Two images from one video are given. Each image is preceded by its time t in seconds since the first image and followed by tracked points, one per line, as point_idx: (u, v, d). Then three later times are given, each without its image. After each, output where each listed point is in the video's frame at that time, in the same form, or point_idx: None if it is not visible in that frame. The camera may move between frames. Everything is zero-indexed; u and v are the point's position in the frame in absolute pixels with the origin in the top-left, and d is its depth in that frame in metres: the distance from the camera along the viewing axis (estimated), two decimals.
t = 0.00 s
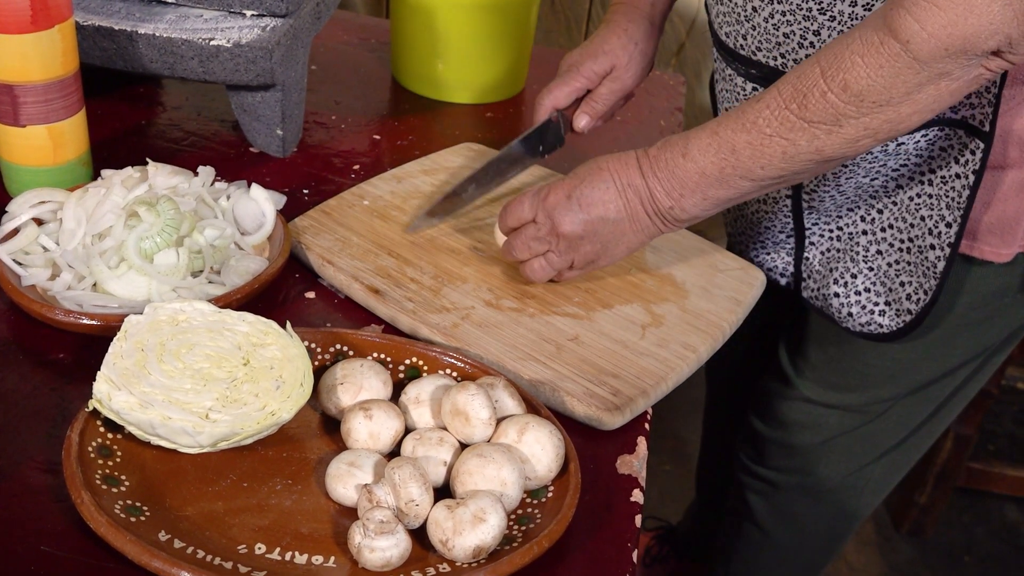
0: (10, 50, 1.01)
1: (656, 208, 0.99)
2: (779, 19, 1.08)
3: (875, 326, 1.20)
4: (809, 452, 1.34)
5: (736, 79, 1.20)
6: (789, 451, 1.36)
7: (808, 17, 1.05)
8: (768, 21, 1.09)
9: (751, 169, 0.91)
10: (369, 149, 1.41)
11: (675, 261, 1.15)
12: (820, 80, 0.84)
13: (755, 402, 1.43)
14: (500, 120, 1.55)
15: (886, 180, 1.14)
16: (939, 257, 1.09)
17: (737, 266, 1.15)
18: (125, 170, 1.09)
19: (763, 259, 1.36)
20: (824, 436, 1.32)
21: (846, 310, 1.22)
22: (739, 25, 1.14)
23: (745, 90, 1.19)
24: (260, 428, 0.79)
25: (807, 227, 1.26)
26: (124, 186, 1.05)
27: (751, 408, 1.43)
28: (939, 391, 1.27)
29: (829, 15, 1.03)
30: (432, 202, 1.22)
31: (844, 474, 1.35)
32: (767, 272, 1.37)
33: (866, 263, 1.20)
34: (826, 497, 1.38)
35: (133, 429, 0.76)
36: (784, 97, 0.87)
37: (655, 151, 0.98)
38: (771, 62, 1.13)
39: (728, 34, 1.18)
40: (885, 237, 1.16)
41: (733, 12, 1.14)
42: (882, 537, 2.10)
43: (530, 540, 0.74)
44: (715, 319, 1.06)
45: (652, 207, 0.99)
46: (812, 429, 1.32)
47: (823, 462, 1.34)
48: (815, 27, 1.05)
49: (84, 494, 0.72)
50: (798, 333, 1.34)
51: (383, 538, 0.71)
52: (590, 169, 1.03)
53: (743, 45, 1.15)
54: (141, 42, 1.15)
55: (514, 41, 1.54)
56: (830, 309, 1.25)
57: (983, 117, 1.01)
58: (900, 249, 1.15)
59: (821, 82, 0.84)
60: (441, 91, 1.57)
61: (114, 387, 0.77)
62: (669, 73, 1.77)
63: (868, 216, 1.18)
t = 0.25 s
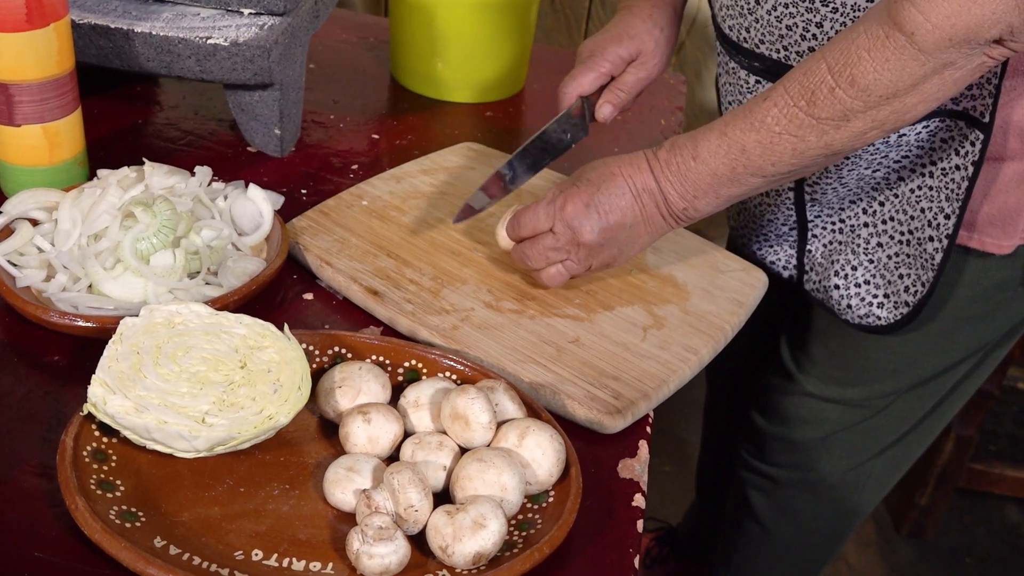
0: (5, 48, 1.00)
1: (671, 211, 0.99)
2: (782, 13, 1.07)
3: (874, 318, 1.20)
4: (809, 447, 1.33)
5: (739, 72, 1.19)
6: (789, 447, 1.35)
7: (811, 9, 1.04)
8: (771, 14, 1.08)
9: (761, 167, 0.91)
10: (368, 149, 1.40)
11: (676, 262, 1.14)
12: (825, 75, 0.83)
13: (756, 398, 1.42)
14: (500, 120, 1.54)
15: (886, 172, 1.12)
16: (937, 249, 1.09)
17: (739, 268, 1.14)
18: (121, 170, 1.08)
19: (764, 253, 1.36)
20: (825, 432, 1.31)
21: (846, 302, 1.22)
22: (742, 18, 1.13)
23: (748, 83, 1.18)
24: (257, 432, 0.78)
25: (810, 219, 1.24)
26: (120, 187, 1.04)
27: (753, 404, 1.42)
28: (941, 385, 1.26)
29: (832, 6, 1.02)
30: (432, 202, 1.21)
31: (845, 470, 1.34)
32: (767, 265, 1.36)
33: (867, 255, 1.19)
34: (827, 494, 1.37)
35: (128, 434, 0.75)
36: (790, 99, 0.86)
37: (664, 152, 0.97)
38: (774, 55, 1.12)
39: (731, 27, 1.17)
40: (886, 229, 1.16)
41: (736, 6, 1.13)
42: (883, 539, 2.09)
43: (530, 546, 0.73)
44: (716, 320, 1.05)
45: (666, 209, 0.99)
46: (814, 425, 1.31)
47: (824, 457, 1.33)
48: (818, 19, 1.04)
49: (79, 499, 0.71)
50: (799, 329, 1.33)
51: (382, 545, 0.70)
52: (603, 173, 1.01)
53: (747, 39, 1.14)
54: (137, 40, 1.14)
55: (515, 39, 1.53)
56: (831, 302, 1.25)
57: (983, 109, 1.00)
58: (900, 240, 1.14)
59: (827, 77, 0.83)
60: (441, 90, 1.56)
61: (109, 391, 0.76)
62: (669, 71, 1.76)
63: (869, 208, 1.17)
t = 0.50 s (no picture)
0: None
1: (678, 208, 0.97)
2: (789, 6, 1.05)
3: (882, 312, 1.19)
4: (813, 444, 1.32)
5: (745, 66, 1.17)
6: (792, 444, 1.33)
7: (819, 2, 1.02)
8: (778, 8, 1.07)
9: (771, 159, 0.89)
10: (364, 148, 1.38)
11: (675, 264, 1.12)
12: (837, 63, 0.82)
13: (760, 394, 1.40)
14: (497, 118, 1.52)
15: (893, 165, 1.11)
16: (946, 242, 1.07)
17: (739, 269, 1.13)
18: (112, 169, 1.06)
19: (768, 248, 1.35)
20: (829, 429, 1.29)
21: (853, 297, 1.21)
22: (749, 12, 1.12)
23: (755, 77, 1.16)
24: (248, 439, 0.77)
25: (814, 214, 1.24)
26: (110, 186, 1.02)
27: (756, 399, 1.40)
28: (947, 381, 1.24)
29: None
30: (428, 202, 1.19)
31: (849, 467, 1.32)
32: (771, 262, 1.36)
33: (874, 250, 1.18)
34: (831, 491, 1.35)
35: (117, 440, 0.74)
36: (800, 88, 0.85)
37: (671, 147, 0.95)
38: (781, 49, 1.10)
39: (737, 22, 1.15)
40: (893, 224, 1.15)
41: None
42: (882, 540, 2.08)
43: (527, 555, 0.72)
44: (716, 323, 1.04)
45: (673, 207, 0.97)
46: (817, 421, 1.29)
47: (827, 454, 1.32)
48: (827, 12, 1.02)
49: (65, 507, 0.69)
50: (802, 325, 1.31)
51: (376, 554, 0.69)
52: (607, 172, 0.99)
53: (753, 33, 1.13)
54: (129, 38, 1.12)
55: (513, 36, 1.51)
56: (837, 297, 1.23)
57: (993, 100, 0.99)
58: (908, 235, 1.13)
59: (838, 65, 0.82)
60: (438, 89, 1.54)
61: (97, 396, 0.74)
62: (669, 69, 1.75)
63: (875, 203, 1.17)
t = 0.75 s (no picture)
0: None
1: (683, 212, 0.96)
2: (796, 7, 1.04)
3: (888, 312, 1.16)
4: (817, 445, 1.30)
5: (749, 67, 1.16)
6: (795, 445, 1.32)
7: (826, 3, 1.01)
8: (784, 8, 1.05)
9: (774, 162, 0.88)
10: (361, 150, 1.36)
11: (676, 270, 1.11)
12: (838, 63, 0.80)
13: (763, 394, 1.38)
14: (496, 120, 1.51)
15: (899, 163, 1.09)
16: (954, 241, 1.05)
17: (741, 275, 1.12)
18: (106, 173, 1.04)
19: (772, 249, 1.33)
20: (833, 430, 1.28)
21: (859, 296, 1.18)
22: (754, 12, 1.10)
23: (759, 77, 1.15)
24: (243, 452, 0.75)
25: (820, 214, 1.22)
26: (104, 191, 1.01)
27: (760, 399, 1.39)
28: (953, 382, 1.23)
29: None
30: (426, 206, 1.18)
31: (853, 468, 1.31)
32: (776, 262, 1.34)
33: (879, 249, 1.15)
34: (836, 492, 1.34)
35: (109, 454, 0.72)
36: (801, 90, 0.83)
37: (674, 153, 0.94)
38: (787, 49, 1.09)
39: (741, 22, 1.14)
40: (898, 223, 1.12)
41: None
42: (882, 544, 2.07)
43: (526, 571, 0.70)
44: (718, 330, 1.02)
45: (678, 212, 0.96)
46: (821, 421, 1.28)
47: (831, 456, 1.30)
48: (834, 12, 1.01)
49: (56, 523, 0.67)
50: (806, 325, 1.29)
51: (372, 571, 0.67)
52: (611, 180, 0.98)
53: (757, 33, 1.11)
54: (123, 40, 1.11)
55: (513, 36, 1.50)
56: (843, 296, 1.21)
57: (1001, 98, 0.97)
58: (915, 233, 1.10)
59: (838, 65, 0.80)
60: (437, 90, 1.53)
61: (89, 409, 0.73)
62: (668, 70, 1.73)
63: (881, 202, 1.14)
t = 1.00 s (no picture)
0: None
1: (687, 218, 0.95)
2: (806, 8, 1.02)
3: (901, 315, 1.14)
4: (823, 448, 1.29)
5: (758, 69, 1.15)
6: (801, 449, 1.31)
7: (838, 4, 0.99)
8: (795, 10, 1.03)
9: (780, 164, 0.86)
10: (360, 151, 1.35)
11: (679, 273, 1.10)
12: (844, 63, 0.79)
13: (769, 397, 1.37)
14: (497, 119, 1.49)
15: (912, 164, 1.08)
16: (968, 242, 1.03)
17: (745, 279, 1.10)
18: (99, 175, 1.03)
19: (782, 251, 1.32)
20: (839, 433, 1.27)
21: (870, 298, 1.17)
22: (764, 14, 1.09)
23: (769, 80, 1.14)
24: (241, 463, 0.74)
25: (830, 216, 1.21)
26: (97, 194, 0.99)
27: (765, 403, 1.37)
28: (961, 385, 1.21)
29: None
30: (426, 208, 1.16)
31: (859, 472, 1.29)
32: (786, 265, 1.32)
33: (891, 251, 1.13)
34: (842, 496, 1.32)
35: (104, 465, 0.71)
36: (806, 91, 0.82)
37: (676, 158, 0.92)
38: (797, 50, 1.07)
39: (750, 23, 1.12)
40: (910, 224, 1.10)
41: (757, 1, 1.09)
42: (883, 545, 2.06)
43: None
44: (723, 336, 1.01)
45: (683, 217, 0.95)
46: (828, 425, 1.27)
47: (837, 459, 1.29)
48: (845, 13, 0.99)
49: (50, 537, 0.65)
50: (813, 328, 1.29)
51: None
52: (614, 186, 0.96)
53: (767, 35, 1.10)
54: (117, 39, 1.09)
55: (513, 35, 1.48)
56: (854, 299, 1.19)
57: (1015, 98, 0.96)
58: (927, 235, 1.09)
59: (843, 65, 0.79)
60: (437, 89, 1.51)
61: (83, 419, 0.71)
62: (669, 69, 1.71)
63: (893, 203, 1.12)
